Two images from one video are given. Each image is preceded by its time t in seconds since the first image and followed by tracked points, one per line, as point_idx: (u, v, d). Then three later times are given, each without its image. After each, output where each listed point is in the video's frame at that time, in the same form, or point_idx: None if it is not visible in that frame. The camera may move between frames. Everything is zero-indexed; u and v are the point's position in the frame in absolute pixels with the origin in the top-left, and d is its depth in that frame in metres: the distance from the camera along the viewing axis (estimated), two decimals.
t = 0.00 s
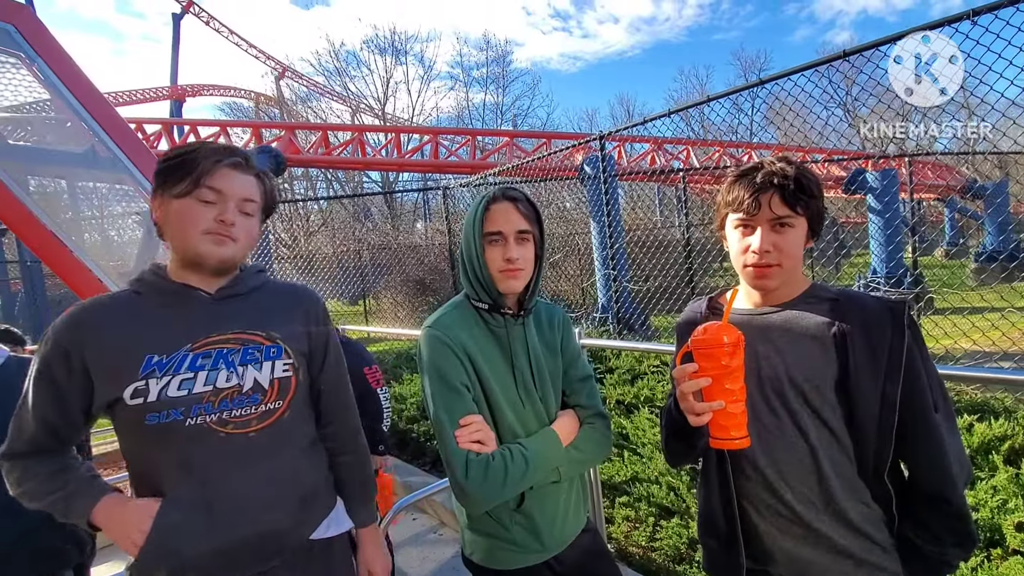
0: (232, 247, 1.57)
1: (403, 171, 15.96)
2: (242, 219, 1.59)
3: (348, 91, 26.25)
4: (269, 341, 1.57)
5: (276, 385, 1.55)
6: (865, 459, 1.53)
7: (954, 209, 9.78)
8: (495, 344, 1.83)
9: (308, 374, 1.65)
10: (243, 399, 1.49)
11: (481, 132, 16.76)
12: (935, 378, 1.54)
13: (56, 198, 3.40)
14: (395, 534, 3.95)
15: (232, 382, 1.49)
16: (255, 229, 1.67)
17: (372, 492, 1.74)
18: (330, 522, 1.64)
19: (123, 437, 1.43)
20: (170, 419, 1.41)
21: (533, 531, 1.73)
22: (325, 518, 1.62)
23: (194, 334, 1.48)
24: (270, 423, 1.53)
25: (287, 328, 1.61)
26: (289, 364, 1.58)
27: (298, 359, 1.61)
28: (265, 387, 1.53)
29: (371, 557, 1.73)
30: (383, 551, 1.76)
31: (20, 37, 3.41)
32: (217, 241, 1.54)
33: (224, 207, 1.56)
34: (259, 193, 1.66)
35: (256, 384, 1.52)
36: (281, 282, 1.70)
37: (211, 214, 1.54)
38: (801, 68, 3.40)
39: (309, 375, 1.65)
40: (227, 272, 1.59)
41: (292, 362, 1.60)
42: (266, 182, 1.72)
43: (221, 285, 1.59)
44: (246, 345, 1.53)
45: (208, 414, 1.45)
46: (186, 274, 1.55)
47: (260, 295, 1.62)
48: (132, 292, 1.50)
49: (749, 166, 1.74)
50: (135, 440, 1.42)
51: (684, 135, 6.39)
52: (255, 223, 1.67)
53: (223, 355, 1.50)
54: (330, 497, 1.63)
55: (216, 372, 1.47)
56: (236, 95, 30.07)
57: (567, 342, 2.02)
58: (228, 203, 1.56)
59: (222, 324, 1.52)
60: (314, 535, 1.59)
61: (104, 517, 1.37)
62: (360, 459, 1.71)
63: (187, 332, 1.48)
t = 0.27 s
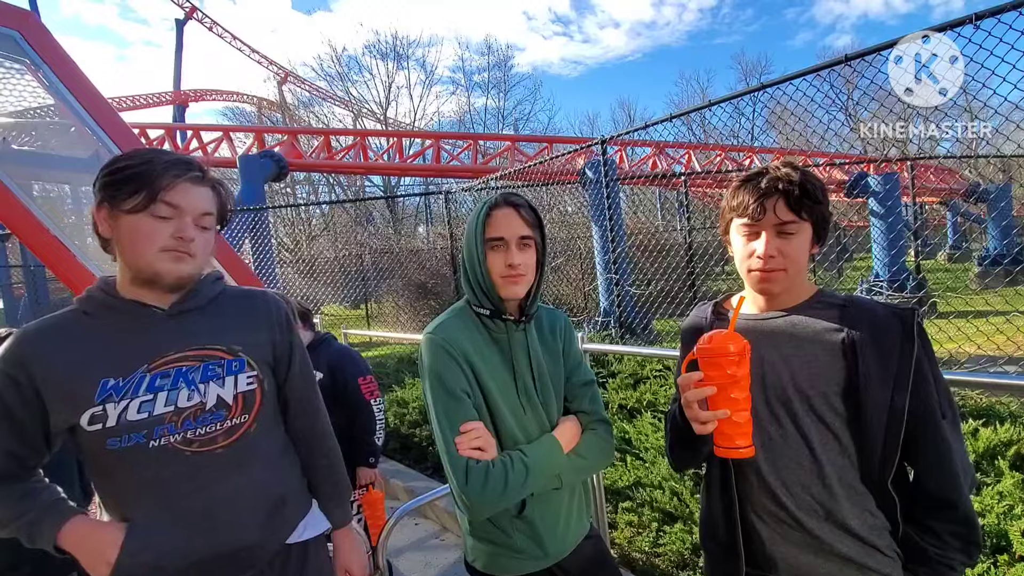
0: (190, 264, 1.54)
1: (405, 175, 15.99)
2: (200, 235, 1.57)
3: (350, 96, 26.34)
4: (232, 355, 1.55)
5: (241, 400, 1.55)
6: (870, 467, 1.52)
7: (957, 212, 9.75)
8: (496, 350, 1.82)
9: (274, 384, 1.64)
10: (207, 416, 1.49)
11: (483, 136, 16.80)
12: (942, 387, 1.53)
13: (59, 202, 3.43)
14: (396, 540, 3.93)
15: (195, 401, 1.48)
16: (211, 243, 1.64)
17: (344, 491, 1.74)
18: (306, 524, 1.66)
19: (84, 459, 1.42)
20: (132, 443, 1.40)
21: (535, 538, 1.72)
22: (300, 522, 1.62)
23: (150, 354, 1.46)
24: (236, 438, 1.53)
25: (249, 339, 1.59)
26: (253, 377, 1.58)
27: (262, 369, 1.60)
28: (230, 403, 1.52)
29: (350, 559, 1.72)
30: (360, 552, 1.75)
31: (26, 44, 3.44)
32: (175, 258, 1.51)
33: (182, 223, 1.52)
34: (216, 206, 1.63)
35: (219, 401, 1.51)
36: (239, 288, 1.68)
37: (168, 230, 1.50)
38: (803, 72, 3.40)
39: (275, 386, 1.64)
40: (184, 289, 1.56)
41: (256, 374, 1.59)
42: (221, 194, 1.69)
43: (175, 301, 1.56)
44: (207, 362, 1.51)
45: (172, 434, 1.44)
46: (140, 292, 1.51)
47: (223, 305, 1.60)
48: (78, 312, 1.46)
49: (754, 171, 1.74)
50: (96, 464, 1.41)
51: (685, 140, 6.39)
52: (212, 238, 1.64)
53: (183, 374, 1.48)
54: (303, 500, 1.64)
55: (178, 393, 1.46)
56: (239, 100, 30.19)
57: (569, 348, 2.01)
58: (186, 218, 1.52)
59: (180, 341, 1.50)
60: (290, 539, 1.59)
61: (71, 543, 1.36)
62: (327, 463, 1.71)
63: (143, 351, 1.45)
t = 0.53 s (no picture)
0: (189, 273, 1.56)
1: (408, 178, 16.02)
2: (200, 244, 1.58)
3: (353, 99, 26.44)
4: (228, 360, 1.56)
5: (238, 404, 1.55)
6: (876, 470, 1.51)
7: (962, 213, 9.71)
8: (497, 354, 1.82)
9: (271, 388, 1.64)
10: (204, 421, 1.49)
11: (486, 139, 16.83)
12: (948, 389, 1.52)
13: (65, 207, 3.45)
14: (399, 544, 3.92)
15: (192, 406, 1.48)
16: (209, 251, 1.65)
17: (342, 493, 1.74)
18: (306, 527, 1.63)
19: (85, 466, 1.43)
20: (131, 449, 1.41)
21: (535, 543, 1.71)
22: (300, 524, 1.61)
23: (147, 360, 1.46)
24: (234, 442, 1.53)
25: (245, 344, 1.60)
26: (249, 381, 1.58)
27: (259, 374, 1.60)
28: (227, 407, 1.53)
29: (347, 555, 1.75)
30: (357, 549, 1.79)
31: (33, 50, 3.46)
32: (175, 266, 1.52)
33: (182, 232, 1.53)
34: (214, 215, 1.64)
35: (216, 405, 1.51)
36: (236, 294, 1.69)
37: (169, 239, 1.52)
38: (806, 75, 3.40)
39: (272, 391, 1.65)
40: (182, 297, 1.58)
41: (252, 378, 1.59)
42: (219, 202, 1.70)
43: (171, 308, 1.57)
44: (204, 367, 1.52)
45: (169, 440, 1.44)
46: (138, 299, 1.52)
47: (219, 311, 1.61)
48: (77, 320, 1.48)
49: (754, 174, 1.74)
50: (96, 470, 1.42)
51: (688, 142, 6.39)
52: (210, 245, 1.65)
53: (180, 380, 1.48)
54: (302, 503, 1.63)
55: (175, 398, 1.46)
56: (243, 104, 30.35)
57: (572, 353, 2.01)
58: (186, 228, 1.53)
59: (177, 347, 1.50)
60: (292, 540, 1.58)
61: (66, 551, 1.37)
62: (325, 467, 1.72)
63: (140, 357, 1.46)
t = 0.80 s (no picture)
0: (225, 259, 1.60)
1: (412, 181, 16.06)
2: (234, 230, 1.63)
3: (357, 102, 26.52)
4: (274, 356, 1.60)
5: (282, 399, 1.59)
6: (884, 473, 1.50)
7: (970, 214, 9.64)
8: (505, 356, 1.81)
9: (311, 386, 1.68)
10: (250, 414, 1.53)
11: (489, 141, 16.85)
12: (954, 390, 1.51)
13: (72, 210, 3.48)
14: (405, 546, 3.93)
15: (239, 399, 1.52)
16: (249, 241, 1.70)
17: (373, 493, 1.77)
18: (338, 526, 1.67)
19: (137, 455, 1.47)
20: (182, 437, 1.45)
21: (543, 545, 1.71)
22: (333, 521, 1.64)
23: (199, 353, 1.52)
24: (277, 437, 1.57)
25: (290, 342, 1.65)
26: (293, 378, 1.62)
27: (301, 371, 1.65)
28: (271, 401, 1.57)
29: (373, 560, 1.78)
30: (382, 552, 1.82)
31: (41, 55, 3.49)
32: (210, 252, 1.57)
33: (213, 218, 1.60)
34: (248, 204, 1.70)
35: (262, 399, 1.56)
36: (281, 295, 1.74)
37: (202, 227, 1.58)
38: (810, 76, 3.39)
39: (312, 388, 1.68)
40: (226, 285, 1.62)
41: (295, 375, 1.63)
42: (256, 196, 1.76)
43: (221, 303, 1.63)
44: (252, 361, 1.57)
45: (218, 430, 1.49)
46: (188, 290, 1.57)
47: (265, 311, 1.66)
48: (135, 314, 1.54)
49: (756, 178, 1.73)
50: (145, 458, 1.46)
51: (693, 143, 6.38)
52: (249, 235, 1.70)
53: (229, 373, 1.53)
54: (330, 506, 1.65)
55: (223, 390, 1.51)
56: (248, 108, 30.51)
57: (579, 355, 2.01)
58: (216, 215, 1.60)
59: (226, 342, 1.56)
60: (322, 540, 1.61)
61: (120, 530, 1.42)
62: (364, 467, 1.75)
63: (193, 350, 1.52)
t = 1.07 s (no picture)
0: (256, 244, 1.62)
1: (415, 182, 16.08)
2: (264, 215, 1.65)
3: (360, 103, 26.56)
4: (331, 354, 1.64)
5: (336, 396, 1.62)
6: (885, 477, 1.49)
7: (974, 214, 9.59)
8: (512, 359, 1.81)
9: (362, 386, 1.71)
10: (306, 408, 1.55)
11: (492, 142, 16.84)
12: (956, 393, 1.50)
13: (76, 212, 3.46)
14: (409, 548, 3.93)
15: (298, 392, 1.55)
16: (290, 225, 1.70)
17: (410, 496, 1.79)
18: (373, 526, 1.68)
19: (197, 439, 1.49)
20: (242, 424, 1.48)
21: (549, 550, 1.70)
22: (371, 521, 1.66)
23: (265, 345, 1.56)
24: (329, 433, 1.59)
25: (345, 342, 1.68)
26: (347, 377, 1.65)
27: (356, 371, 1.68)
28: (326, 397, 1.59)
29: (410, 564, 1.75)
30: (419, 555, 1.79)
31: (46, 59, 3.52)
32: (242, 240, 1.62)
33: (244, 208, 1.65)
34: (280, 188, 1.72)
35: (319, 394, 1.58)
36: (340, 298, 1.79)
37: (236, 218, 1.64)
38: (814, 76, 3.38)
39: (363, 388, 1.71)
40: (275, 273, 1.65)
41: (349, 375, 1.66)
42: (297, 181, 1.78)
43: (286, 296, 1.68)
44: (311, 357, 1.60)
45: (276, 421, 1.51)
46: (249, 285, 1.64)
47: (322, 311, 1.70)
48: (208, 304, 1.60)
49: (758, 181, 1.72)
50: (204, 440, 1.48)
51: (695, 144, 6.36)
52: (289, 217, 1.71)
53: (291, 367, 1.57)
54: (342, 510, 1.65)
55: (284, 382, 1.54)
56: (251, 110, 30.61)
57: (584, 358, 2.00)
58: (246, 202, 1.66)
59: (287, 338, 1.60)
60: (362, 536, 1.63)
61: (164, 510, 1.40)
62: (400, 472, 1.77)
63: (259, 343, 1.56)
